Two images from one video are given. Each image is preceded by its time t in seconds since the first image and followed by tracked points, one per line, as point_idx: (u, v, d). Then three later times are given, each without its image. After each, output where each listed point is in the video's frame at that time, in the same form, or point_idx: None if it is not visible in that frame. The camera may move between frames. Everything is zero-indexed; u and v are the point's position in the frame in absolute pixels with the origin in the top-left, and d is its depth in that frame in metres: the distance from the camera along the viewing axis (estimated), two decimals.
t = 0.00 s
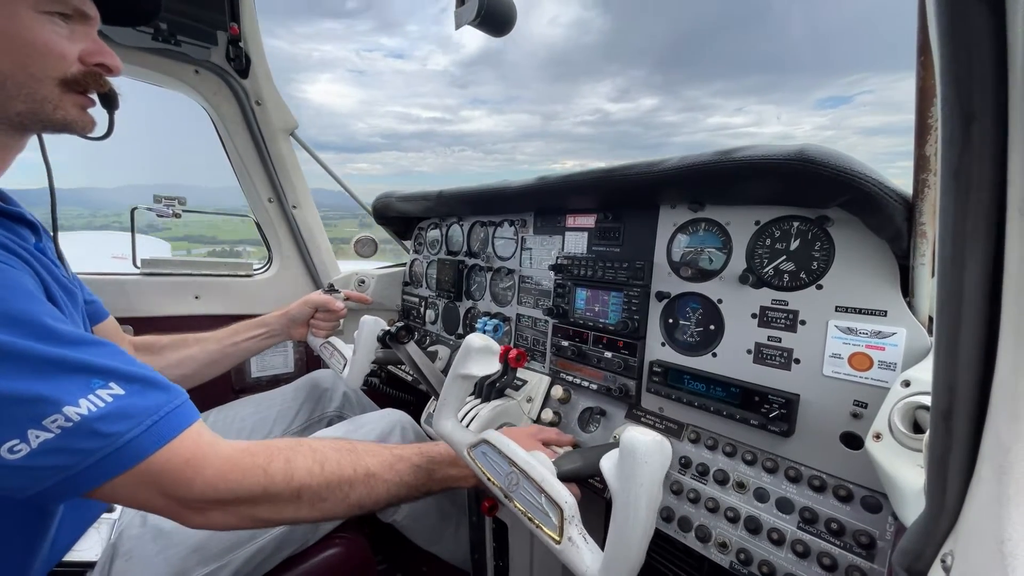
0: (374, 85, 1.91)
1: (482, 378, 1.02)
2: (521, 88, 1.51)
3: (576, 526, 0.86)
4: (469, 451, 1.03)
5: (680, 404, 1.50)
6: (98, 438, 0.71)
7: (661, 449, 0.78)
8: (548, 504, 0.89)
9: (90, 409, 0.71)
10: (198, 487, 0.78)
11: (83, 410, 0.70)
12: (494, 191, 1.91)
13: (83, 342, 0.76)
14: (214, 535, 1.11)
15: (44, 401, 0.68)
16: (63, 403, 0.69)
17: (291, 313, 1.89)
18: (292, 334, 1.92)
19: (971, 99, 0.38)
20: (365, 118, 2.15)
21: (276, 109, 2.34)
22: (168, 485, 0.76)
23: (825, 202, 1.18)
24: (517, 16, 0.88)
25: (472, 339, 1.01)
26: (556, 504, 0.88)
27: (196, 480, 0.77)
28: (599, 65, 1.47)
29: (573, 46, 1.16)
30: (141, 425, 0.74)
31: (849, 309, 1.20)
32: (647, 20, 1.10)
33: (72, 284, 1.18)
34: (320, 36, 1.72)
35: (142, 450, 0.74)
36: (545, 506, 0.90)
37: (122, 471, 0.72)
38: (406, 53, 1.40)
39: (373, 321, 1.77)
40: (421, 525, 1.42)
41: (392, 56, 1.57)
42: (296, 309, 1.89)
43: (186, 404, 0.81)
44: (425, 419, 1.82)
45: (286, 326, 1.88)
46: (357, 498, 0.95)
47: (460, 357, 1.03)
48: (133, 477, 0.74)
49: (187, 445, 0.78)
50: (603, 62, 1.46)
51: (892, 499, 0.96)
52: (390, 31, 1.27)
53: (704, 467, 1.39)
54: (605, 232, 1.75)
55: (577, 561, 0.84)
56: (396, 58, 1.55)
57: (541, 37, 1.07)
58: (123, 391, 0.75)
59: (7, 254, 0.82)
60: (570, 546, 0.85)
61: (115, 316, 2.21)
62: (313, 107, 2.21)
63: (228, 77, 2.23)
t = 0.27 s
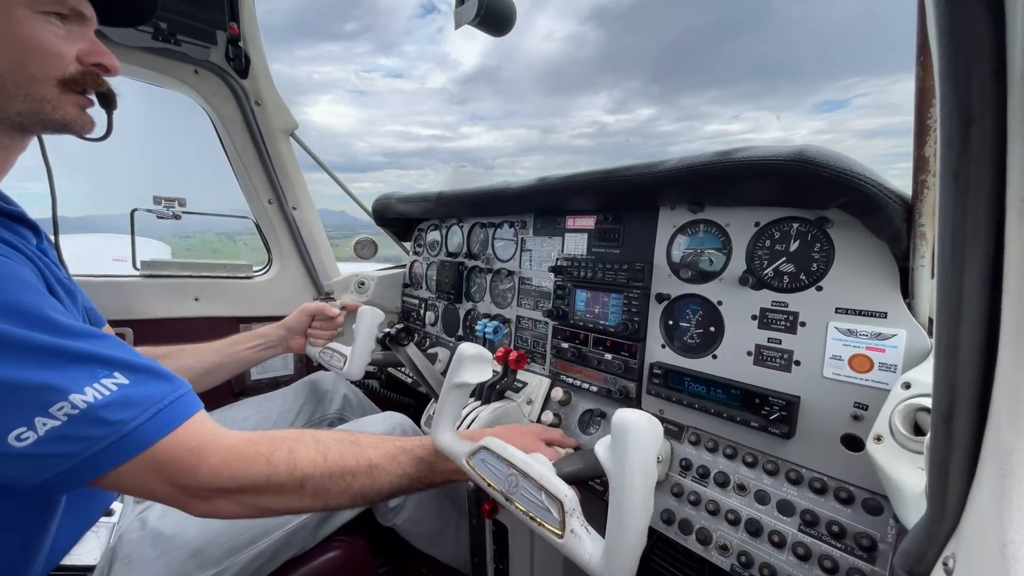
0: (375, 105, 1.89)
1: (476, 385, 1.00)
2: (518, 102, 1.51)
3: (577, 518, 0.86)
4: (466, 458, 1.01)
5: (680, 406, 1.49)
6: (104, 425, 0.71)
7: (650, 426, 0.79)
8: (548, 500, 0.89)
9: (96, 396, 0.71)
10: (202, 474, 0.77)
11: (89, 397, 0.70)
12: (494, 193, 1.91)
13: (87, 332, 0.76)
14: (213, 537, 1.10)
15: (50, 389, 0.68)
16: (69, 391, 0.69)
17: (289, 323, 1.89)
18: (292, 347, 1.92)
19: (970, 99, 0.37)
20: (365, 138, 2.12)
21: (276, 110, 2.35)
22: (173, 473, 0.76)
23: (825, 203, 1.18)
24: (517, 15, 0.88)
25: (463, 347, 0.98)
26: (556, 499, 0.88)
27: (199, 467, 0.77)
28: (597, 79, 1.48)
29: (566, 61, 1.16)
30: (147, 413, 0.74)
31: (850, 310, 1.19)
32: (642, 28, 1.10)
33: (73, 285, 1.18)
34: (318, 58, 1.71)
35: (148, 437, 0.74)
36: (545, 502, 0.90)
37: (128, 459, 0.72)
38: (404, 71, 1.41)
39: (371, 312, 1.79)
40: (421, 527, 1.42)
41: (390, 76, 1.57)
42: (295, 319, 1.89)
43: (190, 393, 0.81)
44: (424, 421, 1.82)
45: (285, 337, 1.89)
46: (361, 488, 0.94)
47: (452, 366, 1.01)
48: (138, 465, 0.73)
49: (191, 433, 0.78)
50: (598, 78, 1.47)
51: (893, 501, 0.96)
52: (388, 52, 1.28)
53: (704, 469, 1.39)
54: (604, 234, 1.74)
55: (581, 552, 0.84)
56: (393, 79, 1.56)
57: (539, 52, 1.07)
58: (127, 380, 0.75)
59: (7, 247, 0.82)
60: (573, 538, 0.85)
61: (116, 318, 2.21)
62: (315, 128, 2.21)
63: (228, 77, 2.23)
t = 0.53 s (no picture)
0: (382, 111, 1.89)
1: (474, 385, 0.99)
2: (525, 107, 1.51)
3: (578, 506, 0.86)
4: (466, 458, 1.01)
5: (681, 403, 1.50)
6: (115, 410, 0.71)
7: (643, 408, 0.82)
8: (549, 491, 0.89)
9: (106, 382, 0.72)
10: (213, 457, 0.78)
11: (98, 383, 0.71)
12: (494, 192, 1.91)
13: (93, 322, 0.77)
14: (215, 534, 1.10)
15: (60, 376, 0.69)
16: (78, 377, 0.70)
17: (289, 323, 1.90)
18: (292, 347, 1.92)
19: (971, 99, 0.38)
20: (375, 142, 2.17)
21: (276, 109, 2.35)
22: (185, 456, 0.76)
23: (826, 202, 1.18)
24: (517, 14, 0.88)
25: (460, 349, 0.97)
26: (557, 489, 0.88)
27: (210, 450, 0.78)
28: (604, 83, 1.47)
29: (574, 64, 1.15)
30: (157, 398, 0.75)
31: (850, 308, 1.20)
32: (649, 29, 1.10)
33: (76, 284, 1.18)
34: (328, 65, 1.68)
35: (159, 421, 0.74)
36: (546, 494, 0.90)
37: (138, 445, 0.73)
38: (412, 77, 1.38)
39: (372, 304, 1.87)
40: (422, 524, 1.43)
41: (396, 83, 1.54)
42: (295, 319, 1.89)
43: (198, 379, 0.82)
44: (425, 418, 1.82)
45: (285, 338, 1.89)
46: (371, 469, 0.95)
47: (448, 368, 0.99)
48: (149, 448, 0.74)
49: (200, 417, 0.79)
50: (606, 81, 1.47)
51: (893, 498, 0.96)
52: (395, 58, 1.27)
53: (704, 466, 1.40)
54: (605, 232, 1.75)
55: (583, 538, 0.83)
56: (402, 85, 1.52)
57: (542, 60, 1.08)
58: (134, 367, 0.76)
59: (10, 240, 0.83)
60: (575, 525, 0.85)
61: (117, 316, 2.21)
62: (322, 135, 2.25)
63: (228, 77, 2.23)
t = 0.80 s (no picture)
0: (395, 107, 1.88)
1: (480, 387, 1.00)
2: (534, 104, 1.50)
3: (583, 513, 0.87)
4: (470, 460, 1.01)
5: (681, 405, 1.49)
6: (83, 437, 0.71)
7: (652, 416, 0.83)
8: (553, 496, 0.89)
9: (74, 408, 0.71)
10: (182, 487, 0.77)
11: (67, 409, 0.70)
12: (495, 192, 1.91)
13: (71, 343, 0.76)
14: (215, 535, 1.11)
15: (29, 400, 0.68)
16: (47, 402, 0.69)
17: (295, 319, 1.89)
18: (297, 343, 1.92)
19: (972, 97, 0.37)
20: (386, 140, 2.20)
21: (277, 109, 2.35)
22: (154, 486, 0.76)
23: (826, 202, 1.17)
24: (517, 16, 0.88)
25: (467, 350, 0.99)
26: (562, 494, 0.88)
27: (179, 479, 0.77)
28: (616, 79, 1.46)
29: (588, 58, 1.14)
30: (125, 425, 0.74)
31: (850, 309, 1.20)
32: (656, 25, 1.09)
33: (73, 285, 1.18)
34: (339, 62, 1.63)
35: (126, 449, 0.74)
36: (551, 499, 0.90)
37: (103, 473, 0.72)
38: (424, 74, 1.35)
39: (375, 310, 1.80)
40: (422, 525, 1.42)
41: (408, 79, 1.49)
42: (299, 315, 1.89)
43: (173, 405, 0.81)
44: (426, 420, 1.82)
45: (290, 333, 1.88)
46: (348, 496, 0.94)
47: (454, 369, 1.01)
48: (117, 476, 0.74)
49: (172, 445, 0.78)
50: (617, 78, 1.46)
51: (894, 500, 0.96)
52: (408, 54, 1.24)
53: (705, 468, 1.39)
54: (606, 233, 1.74)
55: (588, 545, 0.84)
56: (413, 81, 1.48)
57: (552, 54, 1.06)
58: (108, 391, 0.75)
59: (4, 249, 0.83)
60: (580, 532, 0.85)
61: (117, 317, 2.21)
62: (335, 133, 2.25)
63: (229, 77, 2.23)
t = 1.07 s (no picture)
0: (403, 104, 1.94)
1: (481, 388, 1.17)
2: (542, 100, 1.49)
3: (582, 514, 0.95)
4: (472, 460, 1.15)
5: (679, 406, 1.50)
6: None
7: (652, 420, 0.87)
8: (554, 497, 0.98)
9: None
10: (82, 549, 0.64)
11: None
12: (494, 193, 1.91)
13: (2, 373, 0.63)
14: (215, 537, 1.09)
15: None
16: None
17: (291, 323, 1.89)
18: (294, 348, 1.91)
19: (969, 101, 0.38)
20: (393, 136, 2.20)
21: (275, 110, 2.35)
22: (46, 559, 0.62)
23: (824, 204, 1.18)
24: (516, 19, 0.89)
25: (466, 350, 1.18)
26: (562, 496, 0.97)
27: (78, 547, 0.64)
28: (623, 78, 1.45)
29: (595, 55, 1.14)
30: (27, 485, 0.59)
31: (849, 310, 1.20)
32: (662, 23, 1.08)
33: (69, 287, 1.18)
34: (346, 58, 1.63)
35: (17, 516, 0.58)
36: (551, 501, 0.99)
37: None
38: (431, 71, 1.37)
39: (374, 310, 1.79)
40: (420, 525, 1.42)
41: (419, 75, 1.51)
42: (296, 319, 1.89)
43: (90, 461, 0.67)
44: (425, 420, 1.82)
45: (287, 337, 1.88)
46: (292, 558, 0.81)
47: (456, 370, 1.18)
48: None
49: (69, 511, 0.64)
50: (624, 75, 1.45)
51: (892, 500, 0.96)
52: (415, 51, 1.24)
53: (704, 469, 1.39)
54: (605, 234, 1.75)
55: (587, 546, 0.91)
56: (420, 76, 1.50)
57: (558, 48, 1.06)
58: (18, 440, 0.61)
59: None
60: (579, 533, 0.93)
61: (115, 318, 2.20)
62: (341, 130, 2.22)
63: (227, 78, 2.23)
